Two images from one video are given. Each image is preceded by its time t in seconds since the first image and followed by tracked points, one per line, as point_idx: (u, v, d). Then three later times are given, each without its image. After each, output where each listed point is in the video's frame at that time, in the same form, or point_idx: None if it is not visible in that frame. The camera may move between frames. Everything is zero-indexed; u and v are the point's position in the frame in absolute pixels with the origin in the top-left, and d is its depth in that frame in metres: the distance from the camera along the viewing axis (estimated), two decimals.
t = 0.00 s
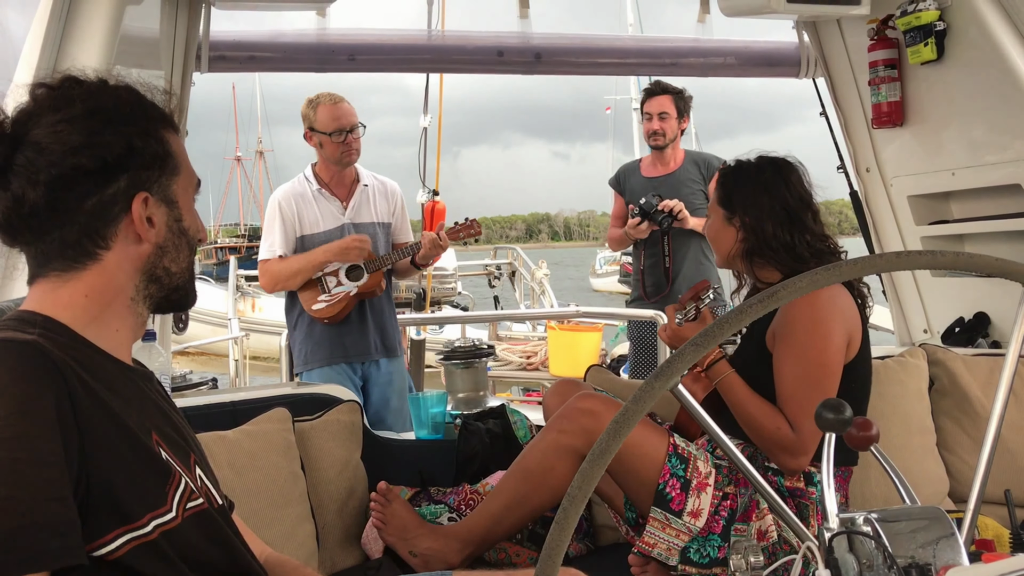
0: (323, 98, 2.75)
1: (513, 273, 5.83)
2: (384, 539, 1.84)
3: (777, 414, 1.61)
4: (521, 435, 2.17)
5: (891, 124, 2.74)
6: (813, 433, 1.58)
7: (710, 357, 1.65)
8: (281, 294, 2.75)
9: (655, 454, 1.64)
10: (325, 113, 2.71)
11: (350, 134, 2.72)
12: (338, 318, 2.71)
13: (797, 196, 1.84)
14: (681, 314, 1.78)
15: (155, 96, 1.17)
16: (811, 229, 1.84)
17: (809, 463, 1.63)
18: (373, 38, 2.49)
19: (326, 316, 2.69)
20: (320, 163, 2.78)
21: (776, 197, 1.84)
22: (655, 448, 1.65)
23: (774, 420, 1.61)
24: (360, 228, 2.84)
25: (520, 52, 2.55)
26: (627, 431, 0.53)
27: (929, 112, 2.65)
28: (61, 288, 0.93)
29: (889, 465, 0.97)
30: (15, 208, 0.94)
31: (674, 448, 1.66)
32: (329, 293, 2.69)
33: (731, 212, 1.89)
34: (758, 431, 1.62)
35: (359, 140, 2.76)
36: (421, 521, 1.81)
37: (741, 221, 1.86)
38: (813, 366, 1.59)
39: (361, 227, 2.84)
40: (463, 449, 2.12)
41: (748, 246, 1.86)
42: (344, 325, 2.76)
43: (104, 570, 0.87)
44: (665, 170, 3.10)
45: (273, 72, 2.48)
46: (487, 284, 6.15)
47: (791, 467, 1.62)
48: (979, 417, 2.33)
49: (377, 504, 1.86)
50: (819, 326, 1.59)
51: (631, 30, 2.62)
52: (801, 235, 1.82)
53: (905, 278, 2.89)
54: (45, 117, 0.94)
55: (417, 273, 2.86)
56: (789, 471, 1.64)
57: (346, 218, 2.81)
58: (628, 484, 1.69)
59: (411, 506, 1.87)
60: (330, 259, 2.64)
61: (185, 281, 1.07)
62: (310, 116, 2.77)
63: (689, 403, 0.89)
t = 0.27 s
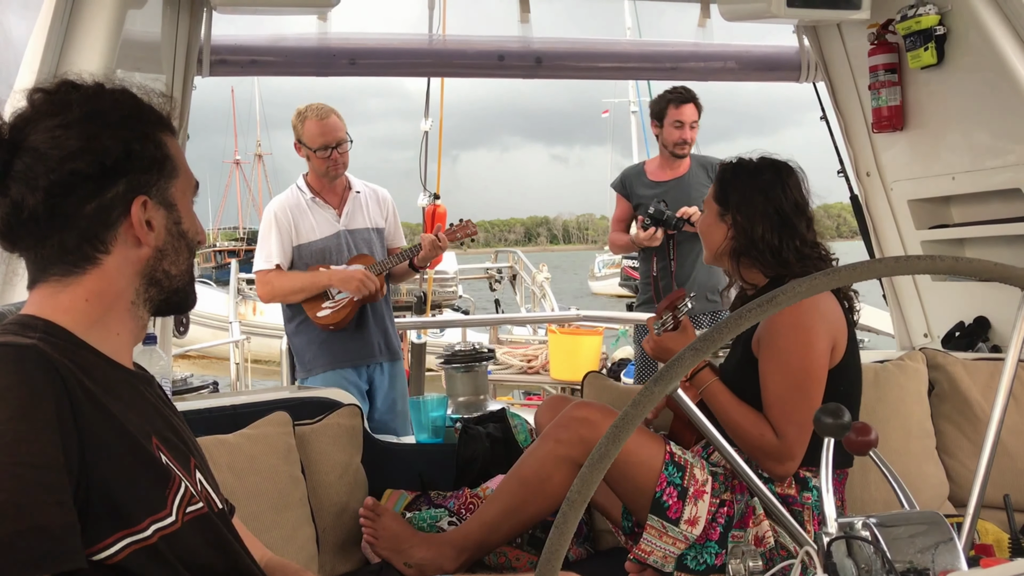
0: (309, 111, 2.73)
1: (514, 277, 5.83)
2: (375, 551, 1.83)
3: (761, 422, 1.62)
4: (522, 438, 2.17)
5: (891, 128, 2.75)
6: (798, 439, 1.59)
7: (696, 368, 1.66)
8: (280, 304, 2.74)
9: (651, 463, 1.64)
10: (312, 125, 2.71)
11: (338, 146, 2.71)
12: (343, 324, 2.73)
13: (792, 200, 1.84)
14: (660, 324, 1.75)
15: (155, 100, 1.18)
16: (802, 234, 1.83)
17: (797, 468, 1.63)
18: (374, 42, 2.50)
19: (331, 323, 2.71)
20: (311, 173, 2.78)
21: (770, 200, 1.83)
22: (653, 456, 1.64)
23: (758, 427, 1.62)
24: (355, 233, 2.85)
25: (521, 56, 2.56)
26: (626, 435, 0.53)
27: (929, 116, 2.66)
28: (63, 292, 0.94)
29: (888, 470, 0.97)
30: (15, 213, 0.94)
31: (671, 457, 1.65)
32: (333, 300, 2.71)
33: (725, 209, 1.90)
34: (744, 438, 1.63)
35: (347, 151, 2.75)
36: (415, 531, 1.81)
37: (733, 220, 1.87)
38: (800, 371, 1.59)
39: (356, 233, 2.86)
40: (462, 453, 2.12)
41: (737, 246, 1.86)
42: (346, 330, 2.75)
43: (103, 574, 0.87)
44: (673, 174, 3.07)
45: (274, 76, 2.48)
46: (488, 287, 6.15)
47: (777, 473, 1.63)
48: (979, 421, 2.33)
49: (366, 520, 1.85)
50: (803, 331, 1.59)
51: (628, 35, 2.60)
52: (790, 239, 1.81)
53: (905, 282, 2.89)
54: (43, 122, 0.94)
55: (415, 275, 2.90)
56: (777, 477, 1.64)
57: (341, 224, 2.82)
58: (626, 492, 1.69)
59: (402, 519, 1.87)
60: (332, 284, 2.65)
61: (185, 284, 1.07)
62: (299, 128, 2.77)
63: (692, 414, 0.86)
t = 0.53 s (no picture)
0: (309, 113, 2.74)
1: (515, 281, 5.83)
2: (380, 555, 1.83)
3: (758, 430, 1.62)
4: (523, 445, 2.18)
5: (892, 133, 2.75)
6: (796, 447, 1.59)
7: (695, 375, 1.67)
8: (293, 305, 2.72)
9: (652, 468, 1.65)
10: (313, 128, 2.72)
11: (339, 146, 2.73)
12: (359, 320, 2.73)
13: (790, 207, 1.84)
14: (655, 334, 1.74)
15: (154, 107, 1.18)
16: (800, 241, 1.83)
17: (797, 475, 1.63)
18: (375, 48, 2.50)
19: (348, 321, 2.71)
20: (316, 176, 2.78)
21: (768, 207, 1.83)
22: (654, 460, 1.65)
23: (756, 435, 1.62)
24: (365, 232, 2.86)
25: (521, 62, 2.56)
26: (626, 442, 0.53)
27: (929, 121, 2.66)
28: (62, 299, 0.94)
29: (888, 476, 0.96)
30: (13, 221, 0.94)
31: (673, 463, 1.65)
32: (346, 299, 2.71)
33: (723, 214, 1.90)
34: (742, 445, 1.63)
35: (348, 151, 2.77)
36: (421, 535, 1.80)
37: (730, 226, 1.87)
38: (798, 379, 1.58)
39: (364, 231, 2.86)
40: (465, 459, 2.13)
41: (733, 252, 1.87)
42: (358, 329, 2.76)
43: None
44: (690, 179, 3.11)
45: (275, 81, 2.49)
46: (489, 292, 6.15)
47: (776, 480, 1.63)
48: (980, 426, 2.32)
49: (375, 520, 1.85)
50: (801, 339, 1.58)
51: (627, 40, 2.65)
52: (787, 247, 1.81)
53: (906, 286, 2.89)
54: (41, 129, 0.95)
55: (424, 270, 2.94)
56: (776, 484, 1.64)
57: (350, 224, 2.82)
58: (629, 498, 1.69)
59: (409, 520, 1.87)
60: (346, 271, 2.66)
61: (185, 289, 1.08)
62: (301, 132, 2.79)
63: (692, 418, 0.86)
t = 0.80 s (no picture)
0: (318, 120, 2.76)
1: (515, 286, 5.83)
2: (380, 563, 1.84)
3: (758, 434, 1.62)
4: (523, 449, 2.17)
5: (891, 137, 2.75)
6: (796, 451, 1.59)
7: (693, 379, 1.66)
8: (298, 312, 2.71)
9: (654, 478, 1.64)
10: (321, 135, 2.72)
11: (347, 154, 2.73)
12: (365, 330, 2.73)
13: (791, 216, 1.84)
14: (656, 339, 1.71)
15: (154, 113, 1.18)
16: (802, 249, 1.83)
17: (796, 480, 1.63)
18: (374, 53, 2.51)
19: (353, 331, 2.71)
20: (322, 182, 2.79)
21: (768, 214, 1.83)
22: (656, 469, 1.65)
23: (756, 439, 1.62)
24: (370, 241, 2.88)
25: (521, 67, 2.57)
26: (627, 447, 0.53)
27: (928, 125, 2.66)
28: (62, 306, 0.94)
29: (887, 479, 0.96)
30: (12, 227, 0.94)
31: (674, 471, 1.66)
32: (354, 310, 2.70)
33: (723, 220, 1.90)
34: (741, 449, 1.63)
35: (355, 158, 2.77)
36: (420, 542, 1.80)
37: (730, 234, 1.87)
38: (799, 382, 1.58)
39: (370, 240, 2.88)
40: (466, 464, 2.13)
41: (733, 259, 1.87)
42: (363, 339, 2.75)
43: None
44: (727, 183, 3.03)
45: (275, 87, 2.50)
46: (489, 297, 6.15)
47: (776, 485, 1.62)
48: (981, 430, 2.32)
49: (370, 531, 1.85)
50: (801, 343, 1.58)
51: (625, 43, 2.65)
52: (787, 255, 1.81)
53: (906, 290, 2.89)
54: (41, 136, 0.95)
55: (428, 281, 2.97)
56: (776, 489, 1.64)
57: (355, 232, 2.84)
58: (631, 508, 1.69)
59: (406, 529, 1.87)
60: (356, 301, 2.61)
61: (184, 294, 1.08)
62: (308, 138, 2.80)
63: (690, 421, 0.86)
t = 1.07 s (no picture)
0: (322, 118, 2.78)
1: (514, 287, 5.82)
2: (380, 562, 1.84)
3: (747, 434, 1.62)
4: (523, 451, 2.18)
5: (890, 138, 2.75)
6: (785, 451, 1.59)
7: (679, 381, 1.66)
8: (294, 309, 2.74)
9: (653, 479, 1.64)
10: (324, 132, 2.74)
11: (349, 151, 2.74)
12: (359, 325, 2.72)
13: (773, 210, 1.84)
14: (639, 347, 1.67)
15: (154, 114, 1.18)
16: (786, 243, 1.83)
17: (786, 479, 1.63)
18: (372, 54, 2.51)
19: (347, 326, 2.70)
20: (324, 180, 2.80)
21: (749, 210, 1.83)
22: (655, 470, 1.65)
23: (745, 440, 1.62)
24: (369, 241, 2.86)
25: (520, 68, 2.57)
26: (627, 447, 0.53)
27: (927, 125, 2.66)
28: (61, 307, 0.94)
29: (888, 480, 0.96)
30: (11, 229, 0.94)
31: (673, 472, 1.65)
32: (347, 304, 2.71)
33: (706, 220, 1.90)
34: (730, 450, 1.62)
35: (358, 157, 2.77)
36: (417, 540, 1.80)
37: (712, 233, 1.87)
38: (782, 383, 1.58)
39: (369, 240, 2.86)
40: (465, 465, 2.13)
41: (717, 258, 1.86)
42: (358, 336, 2.76)
43: None
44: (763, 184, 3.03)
45: (273, 88, 2.50)
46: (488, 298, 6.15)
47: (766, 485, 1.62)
48: (980, 431, 2.32)
49: (377, 524, 1.85)
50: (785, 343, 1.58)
51: (624, 43, 2.64)
52: (771, 250, 1.82)
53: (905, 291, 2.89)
54: (40, 137, 0.95)
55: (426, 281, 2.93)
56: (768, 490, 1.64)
57: (354, 232, 2.83)
58: (631, 508, 1.68)
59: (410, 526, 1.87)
60: (348, 271, 2.66)
61: (184, 296, 1.07)
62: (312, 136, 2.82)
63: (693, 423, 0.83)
